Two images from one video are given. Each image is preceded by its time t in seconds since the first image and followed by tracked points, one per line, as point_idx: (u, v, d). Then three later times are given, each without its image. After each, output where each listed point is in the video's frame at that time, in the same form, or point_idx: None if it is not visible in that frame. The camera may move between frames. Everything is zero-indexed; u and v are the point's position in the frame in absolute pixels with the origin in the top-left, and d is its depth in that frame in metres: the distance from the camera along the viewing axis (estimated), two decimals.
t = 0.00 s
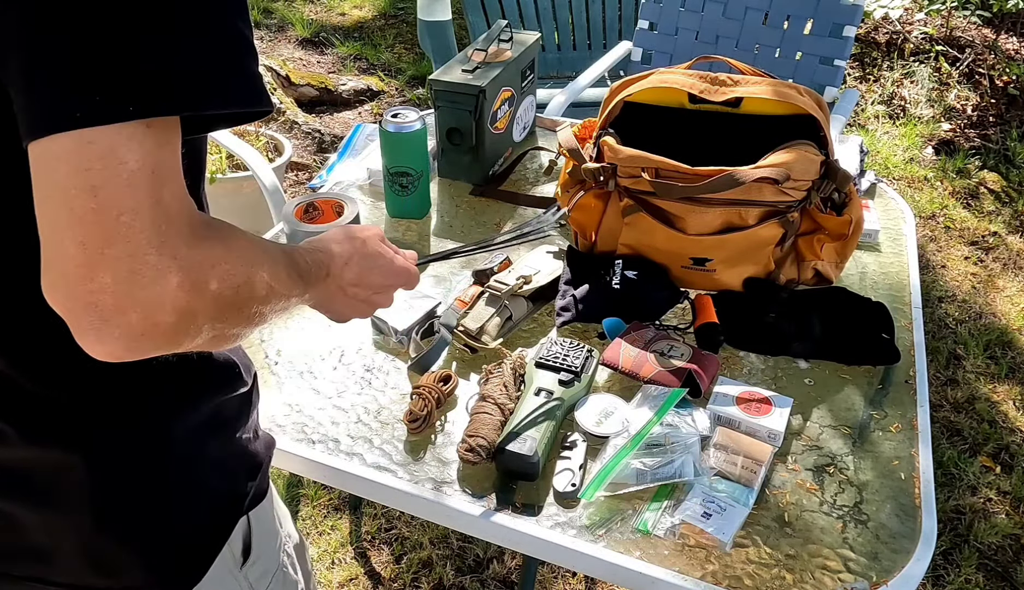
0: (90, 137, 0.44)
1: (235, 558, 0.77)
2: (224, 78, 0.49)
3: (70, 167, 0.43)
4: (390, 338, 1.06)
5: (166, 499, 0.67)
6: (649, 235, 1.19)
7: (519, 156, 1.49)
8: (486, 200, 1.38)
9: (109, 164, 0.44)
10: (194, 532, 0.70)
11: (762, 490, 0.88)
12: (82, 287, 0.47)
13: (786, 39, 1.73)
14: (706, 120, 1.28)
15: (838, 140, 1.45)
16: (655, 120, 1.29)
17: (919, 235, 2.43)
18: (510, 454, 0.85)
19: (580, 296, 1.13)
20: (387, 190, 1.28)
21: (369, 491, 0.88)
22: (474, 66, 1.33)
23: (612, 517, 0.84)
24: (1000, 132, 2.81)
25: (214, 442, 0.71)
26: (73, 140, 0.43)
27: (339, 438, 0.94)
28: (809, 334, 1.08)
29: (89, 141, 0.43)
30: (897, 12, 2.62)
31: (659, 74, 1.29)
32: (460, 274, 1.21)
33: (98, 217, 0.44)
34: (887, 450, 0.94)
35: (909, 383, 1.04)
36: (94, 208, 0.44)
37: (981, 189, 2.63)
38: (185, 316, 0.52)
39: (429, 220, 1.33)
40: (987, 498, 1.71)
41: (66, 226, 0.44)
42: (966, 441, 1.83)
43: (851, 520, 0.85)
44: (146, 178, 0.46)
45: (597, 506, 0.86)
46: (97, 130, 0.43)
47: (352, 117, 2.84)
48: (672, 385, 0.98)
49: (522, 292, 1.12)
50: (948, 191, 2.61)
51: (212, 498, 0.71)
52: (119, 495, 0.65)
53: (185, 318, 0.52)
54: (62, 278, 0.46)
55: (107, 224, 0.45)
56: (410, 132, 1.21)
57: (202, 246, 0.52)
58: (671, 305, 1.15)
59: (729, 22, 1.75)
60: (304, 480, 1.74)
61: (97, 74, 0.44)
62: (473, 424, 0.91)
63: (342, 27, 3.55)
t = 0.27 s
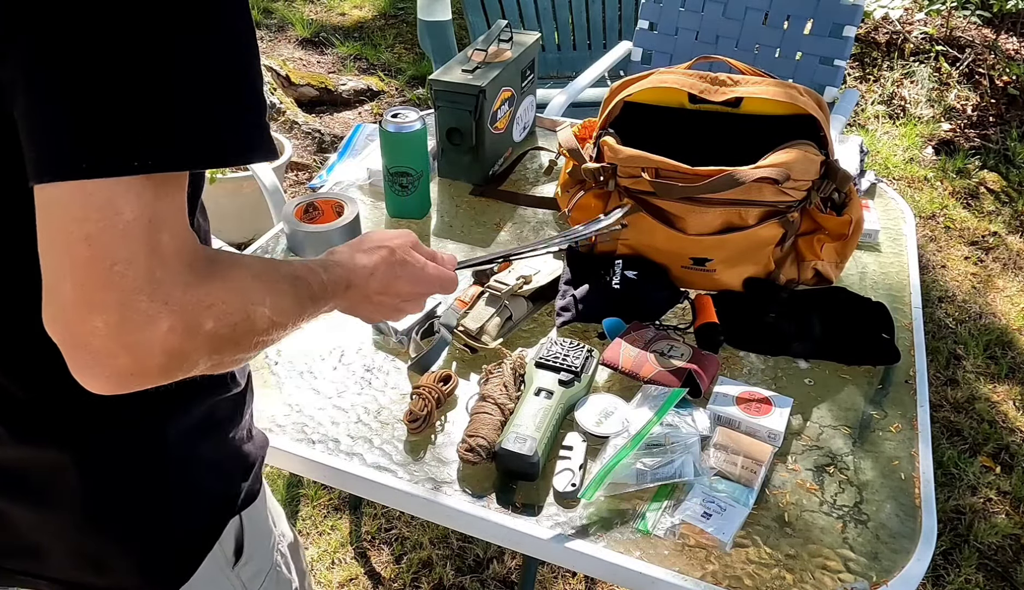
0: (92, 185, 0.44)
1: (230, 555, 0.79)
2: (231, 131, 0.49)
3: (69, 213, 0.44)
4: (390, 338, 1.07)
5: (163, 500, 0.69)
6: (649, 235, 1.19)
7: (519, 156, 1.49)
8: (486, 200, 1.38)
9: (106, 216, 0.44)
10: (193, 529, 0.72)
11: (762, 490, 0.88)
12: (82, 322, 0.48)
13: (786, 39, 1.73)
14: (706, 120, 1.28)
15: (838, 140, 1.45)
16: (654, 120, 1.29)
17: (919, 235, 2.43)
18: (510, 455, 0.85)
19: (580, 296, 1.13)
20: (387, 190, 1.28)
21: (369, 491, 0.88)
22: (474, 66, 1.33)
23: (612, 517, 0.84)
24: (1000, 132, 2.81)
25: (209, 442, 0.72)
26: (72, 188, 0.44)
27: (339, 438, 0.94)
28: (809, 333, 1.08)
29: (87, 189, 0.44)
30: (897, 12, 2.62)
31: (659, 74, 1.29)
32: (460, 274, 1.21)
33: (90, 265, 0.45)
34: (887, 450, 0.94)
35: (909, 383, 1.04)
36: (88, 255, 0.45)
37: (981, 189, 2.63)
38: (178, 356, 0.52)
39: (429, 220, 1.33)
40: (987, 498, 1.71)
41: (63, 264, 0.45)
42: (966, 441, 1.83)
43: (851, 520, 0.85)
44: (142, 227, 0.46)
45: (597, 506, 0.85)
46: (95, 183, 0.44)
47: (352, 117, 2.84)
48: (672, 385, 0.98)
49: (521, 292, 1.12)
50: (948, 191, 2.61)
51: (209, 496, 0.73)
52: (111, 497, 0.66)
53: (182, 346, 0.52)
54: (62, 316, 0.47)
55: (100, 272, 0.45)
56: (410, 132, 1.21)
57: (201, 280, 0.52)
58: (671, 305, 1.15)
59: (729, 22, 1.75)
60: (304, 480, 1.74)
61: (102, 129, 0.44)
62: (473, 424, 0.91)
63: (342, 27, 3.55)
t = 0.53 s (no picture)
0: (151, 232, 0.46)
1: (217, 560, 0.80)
2: (271, 200, 0.50)
3: (116, 265, 0.46)
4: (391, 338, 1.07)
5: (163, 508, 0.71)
6: (649, 235, 1.19)
7: (519, 156, 1.49)
8: (486, 200, 1.38)
9: (146, 267, 0.47)
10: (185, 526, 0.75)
11: (762, 490, 0.88)
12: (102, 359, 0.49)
13: (786, 39, 1.73)
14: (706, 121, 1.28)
15: (838, 140, 1.45)
16: (654, 120, 1.29)
17: (919, 235, 2.43)
18: (510, 454, 0.85)
19: (580, 296, 1.13)
20: (388, 190, 1.28)
21: (369, 491, 0.88)
22: (474, 66, 1.33)
23: (612, 517, 0.84)
24: (1000, 132, 2.81)
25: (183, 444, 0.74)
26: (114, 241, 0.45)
27: (339, 438, 0.94)
28: (809, 334, 1.08)
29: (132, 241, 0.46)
30: (897, 12, 2.62)
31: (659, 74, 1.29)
32: (460, 274, 1.21)
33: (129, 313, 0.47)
34: (887, 449, 0.94)
35: (909, 383, 1.03)
36: (126, 305, 0.47)
37: (981, 189, 2.63)
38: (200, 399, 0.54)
39: (429, 220, 1.33)
40: (987, 498, 1.71)
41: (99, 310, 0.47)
42: (966, 441, 1.83)
43: (851, 520, 0.85)
44: (178, 280, 0.48)
45: (597, 506, 0.85)
46: (137, 236, 0.46)
47: (352, 117, 2.84)
48: (672, 384, 0.98)
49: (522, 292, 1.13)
50: (948, 191, 2.61)
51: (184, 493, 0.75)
52: (95, 505, 0.67)
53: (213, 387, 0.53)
54: (91, 359, 0.49)
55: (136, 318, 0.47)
56: (410, 132, 1.20)
57: (227, 326, 0.54)
58: (671, 305, 1.15)
59: (729, 22, 1.75)
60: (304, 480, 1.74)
61: (144, 185, 0.45)
62: (473, 424, 0.91)
63: (342, 27, 3.55)
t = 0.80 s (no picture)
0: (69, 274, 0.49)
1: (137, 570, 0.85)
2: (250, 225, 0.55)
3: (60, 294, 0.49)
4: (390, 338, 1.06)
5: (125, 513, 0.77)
6: (649, 235, 1.18)
7: (520, 156, 1.49)
8: (486, 200, 1.38)
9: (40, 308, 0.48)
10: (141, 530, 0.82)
11: (762, 490, 0.88)
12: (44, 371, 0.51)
13: (786, 39, 1.73)
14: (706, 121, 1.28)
15: (838, 140, 1.45)
16: (654, 120, 1.29)
17: (919, 235, 2.43)
18: (510, 455, 0.85)
19: (580, 296, 1.13)
20: (387, 190, 1.28)
21: (370, 491, 0.88)
22: (474, 66, 1.33)
23: (612, 517, 0.84)
24: (1000, 132, 2.81)
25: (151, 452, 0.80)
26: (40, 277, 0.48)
27: (339, 438, 0.94)
28: (810, 334, 1.08)
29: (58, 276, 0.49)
30: (897, 12, 2.62)
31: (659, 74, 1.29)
32: (460, 275, 1.21)
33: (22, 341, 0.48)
34: (888, 449, 0.94)
35: (909, 383, 1.03)
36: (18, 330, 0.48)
37: (981, 189, 2.63)
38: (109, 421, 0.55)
39: (429, 220, 1.33)
40: (987, 498, 1.71)
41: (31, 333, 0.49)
42: (966, 441, 1.83)
43: (851, 520, 0.85)
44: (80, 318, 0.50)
45: (597, 506, 0.85)
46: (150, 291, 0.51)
47: (352, 117, 2.84)
48: (672, 385, 0.98)
49: (522, 292, 1.12)
50: (948, 191, 2.61)
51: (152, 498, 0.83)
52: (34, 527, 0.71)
53: (129, 421, 0.56)
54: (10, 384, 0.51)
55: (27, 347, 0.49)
56: (410, 132, 1.21)
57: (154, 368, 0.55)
58: (671, 305, 1.15)
59: (729, 22, 1.75)
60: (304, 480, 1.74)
61: (139, 189, 0.48)
62: (473, 424, 0.91)
63: (342, 27, 3.55)
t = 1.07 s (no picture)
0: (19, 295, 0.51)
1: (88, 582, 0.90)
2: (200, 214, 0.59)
3: None
4: (390, 338, 1.07)
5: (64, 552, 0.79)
6: (649, 235, 1.18)
7: (519, 156, 1.49)
8: (486, 200, 1.38)
9: None
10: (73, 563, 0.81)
11: (762, 490, 0.88)
12: None
13: (786, 39, 1.73)
14: (706, 121, 1.28)
15: (838, 140, 1.45)
16: (654, 120, 1.29)
17: (919, 235, 2.43)
18: (510, 455, 0.85)
19: (580, 296, 1.13)
20: (388, 190, 1.28)
21: (370, 492, 0.88)
22: (474, 66, 1.33)
23: (612, 517, 0.84)
24: (1000, 132, 2.81)
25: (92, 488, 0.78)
26: None
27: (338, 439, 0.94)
28: (809, 334, 1.08)
29: None
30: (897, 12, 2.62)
31: (659, 74, 1.29)
32: (460, 275, 1.21)
33: None
34: (888, 449, 0.94)
35: (909, 383, 1.04)
36: None
37: (981, 189, 2.63)
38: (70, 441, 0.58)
39: (428, 220, 1.33)
40: (987, 498, 1.72)
41: None
42: (966, 441, 1.83)
43: (851, 520, 0.85)
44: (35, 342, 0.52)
45: (597, 506, 0.85)
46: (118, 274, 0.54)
47: (352, 117, 2.84)
48: (672, 385, 0.98)
49: (521, 292, 1.12)
50: (948, 191, 2.61)
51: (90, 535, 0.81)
52: None
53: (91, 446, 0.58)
54: None
55: None
56: (410, 132, 1.21)
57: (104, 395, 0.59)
58: (671, 305, 1.15)
59: (728, 22, 1.76)
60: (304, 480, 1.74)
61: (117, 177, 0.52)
62: (473, 424, 0.91)
63: (342, 28, 3.55)
